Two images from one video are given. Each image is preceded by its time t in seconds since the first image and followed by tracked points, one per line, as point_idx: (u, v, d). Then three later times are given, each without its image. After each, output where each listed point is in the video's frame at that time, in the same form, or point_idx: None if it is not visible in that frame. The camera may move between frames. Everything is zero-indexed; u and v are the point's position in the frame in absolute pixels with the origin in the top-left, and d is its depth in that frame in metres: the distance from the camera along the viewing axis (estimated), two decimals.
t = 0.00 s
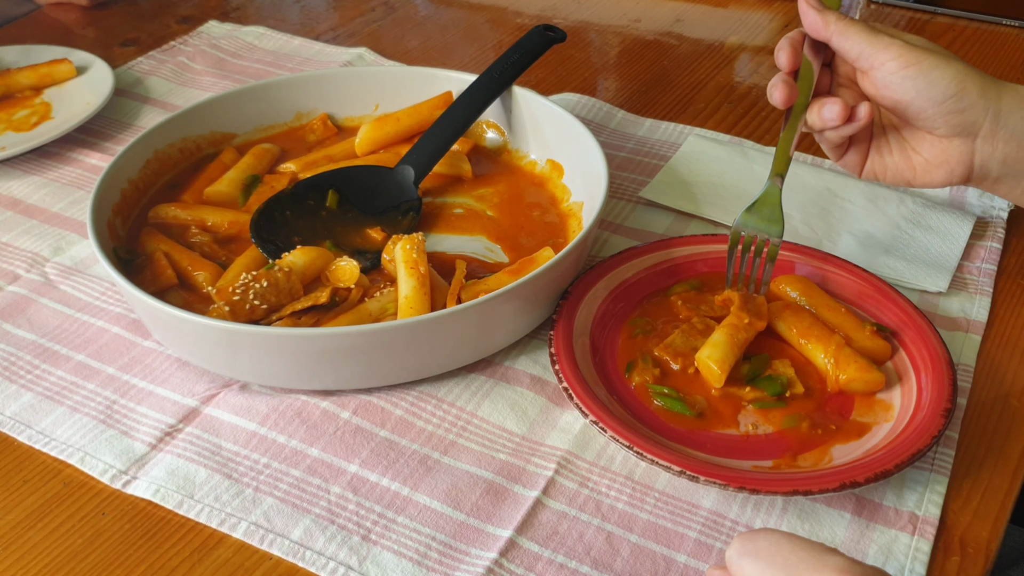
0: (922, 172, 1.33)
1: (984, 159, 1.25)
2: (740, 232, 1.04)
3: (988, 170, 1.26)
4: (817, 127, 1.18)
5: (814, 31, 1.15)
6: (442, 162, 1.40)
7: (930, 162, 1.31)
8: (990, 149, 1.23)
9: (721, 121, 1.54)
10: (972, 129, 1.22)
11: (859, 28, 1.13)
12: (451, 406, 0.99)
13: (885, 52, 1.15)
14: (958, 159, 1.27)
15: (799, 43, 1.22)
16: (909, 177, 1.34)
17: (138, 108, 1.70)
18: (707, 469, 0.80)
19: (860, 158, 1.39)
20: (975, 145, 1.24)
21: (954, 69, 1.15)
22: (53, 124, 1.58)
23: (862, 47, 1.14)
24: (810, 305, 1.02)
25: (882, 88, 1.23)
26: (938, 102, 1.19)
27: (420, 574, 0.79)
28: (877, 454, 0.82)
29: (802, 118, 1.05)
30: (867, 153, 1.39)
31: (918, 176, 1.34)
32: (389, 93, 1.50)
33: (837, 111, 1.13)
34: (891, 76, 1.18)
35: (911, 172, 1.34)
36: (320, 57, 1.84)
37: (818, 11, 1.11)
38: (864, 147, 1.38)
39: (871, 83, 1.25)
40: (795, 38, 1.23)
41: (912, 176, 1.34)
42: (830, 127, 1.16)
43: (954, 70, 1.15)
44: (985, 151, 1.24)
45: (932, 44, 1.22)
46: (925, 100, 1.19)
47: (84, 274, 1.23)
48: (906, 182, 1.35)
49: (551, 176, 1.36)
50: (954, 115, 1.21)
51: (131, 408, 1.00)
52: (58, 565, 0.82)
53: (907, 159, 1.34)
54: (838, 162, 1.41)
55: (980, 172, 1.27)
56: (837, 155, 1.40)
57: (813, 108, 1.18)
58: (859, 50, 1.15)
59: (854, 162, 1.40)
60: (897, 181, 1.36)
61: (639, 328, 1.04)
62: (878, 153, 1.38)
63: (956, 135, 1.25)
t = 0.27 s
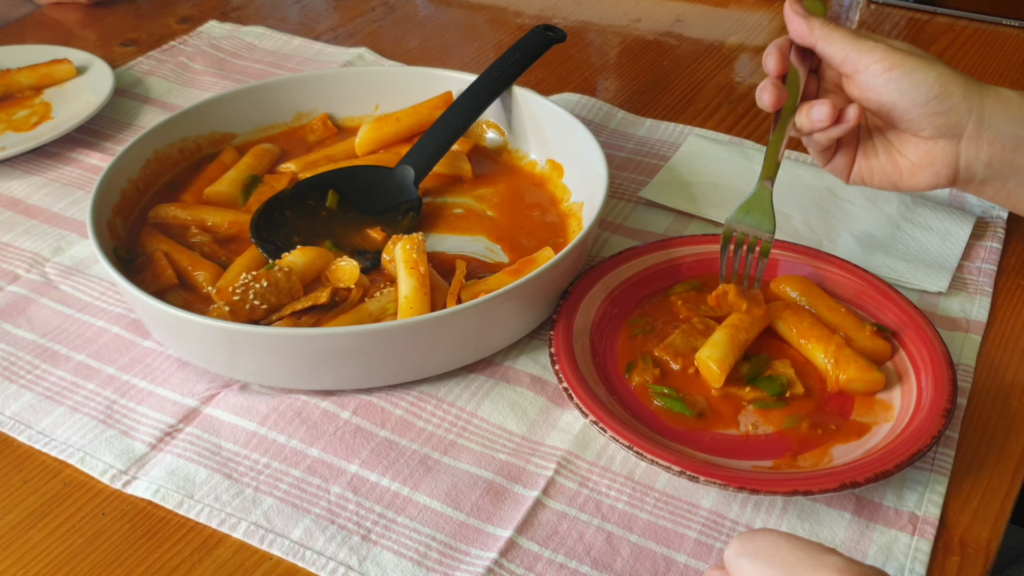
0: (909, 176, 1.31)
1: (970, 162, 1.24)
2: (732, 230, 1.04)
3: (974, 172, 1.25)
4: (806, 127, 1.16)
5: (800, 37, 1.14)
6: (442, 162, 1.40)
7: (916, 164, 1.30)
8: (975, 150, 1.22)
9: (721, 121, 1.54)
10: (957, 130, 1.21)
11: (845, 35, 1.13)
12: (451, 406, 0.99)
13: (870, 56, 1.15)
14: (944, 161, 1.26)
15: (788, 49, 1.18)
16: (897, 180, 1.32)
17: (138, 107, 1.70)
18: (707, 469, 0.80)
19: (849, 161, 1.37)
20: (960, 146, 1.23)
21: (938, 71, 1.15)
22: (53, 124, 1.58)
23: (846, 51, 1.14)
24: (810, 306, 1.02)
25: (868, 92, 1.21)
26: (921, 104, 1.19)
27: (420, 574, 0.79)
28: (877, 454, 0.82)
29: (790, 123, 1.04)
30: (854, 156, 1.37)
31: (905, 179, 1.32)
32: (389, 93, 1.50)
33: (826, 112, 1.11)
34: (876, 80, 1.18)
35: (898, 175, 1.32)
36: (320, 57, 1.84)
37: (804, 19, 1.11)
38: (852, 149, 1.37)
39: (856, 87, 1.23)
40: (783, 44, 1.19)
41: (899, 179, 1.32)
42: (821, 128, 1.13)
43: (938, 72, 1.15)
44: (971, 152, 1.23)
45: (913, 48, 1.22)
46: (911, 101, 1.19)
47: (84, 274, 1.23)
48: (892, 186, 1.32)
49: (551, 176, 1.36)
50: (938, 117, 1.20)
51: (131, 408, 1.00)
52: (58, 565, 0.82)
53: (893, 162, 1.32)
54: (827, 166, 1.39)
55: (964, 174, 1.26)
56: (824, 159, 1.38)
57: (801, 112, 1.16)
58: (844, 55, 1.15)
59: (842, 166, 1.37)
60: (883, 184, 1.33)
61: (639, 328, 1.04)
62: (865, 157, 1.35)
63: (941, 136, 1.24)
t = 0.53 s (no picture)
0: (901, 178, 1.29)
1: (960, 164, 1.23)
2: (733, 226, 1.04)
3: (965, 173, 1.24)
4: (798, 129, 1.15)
5: (789, 46, 1.16)
6: (442, 162, 1.40)
7: (908, 166, 1.28)
8: (966, 150, 1.21)
9: (721, 121, 1.54)
10: (946, 130, 1.21)
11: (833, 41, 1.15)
12: (451, 407, 0.99)
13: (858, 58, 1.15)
14: (935, 162, 1.25)
15: (778, 56, 1.16)
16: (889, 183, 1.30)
17: (138, 108, 1.70)
18: (707, 469, 0.80)
19: (841, 165, 1.34)
20: (950, 147, 1.23)
21: (926, 71, 1.16)
22: (53, 124, 1.58)
23: (834, 56, 1.15)
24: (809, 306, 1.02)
25: (857, 95, 1.22)
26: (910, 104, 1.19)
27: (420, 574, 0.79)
28: (877, 454, 0.82)
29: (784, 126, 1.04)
30: (846, 159, 1.34)
31: (897, 182, 1.30)
32: (389, 93, 1.50)
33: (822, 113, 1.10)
34: (865, 84, 1.19)
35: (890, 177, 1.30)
36: (320, 57, 1.84)
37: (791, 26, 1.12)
38: (844, 153, 1.34)
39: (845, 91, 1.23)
40: (774, 52, 1.16)
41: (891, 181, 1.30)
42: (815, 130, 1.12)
43: (925, 72, 1.16)
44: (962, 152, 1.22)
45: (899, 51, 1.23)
46: (899, 102, 1.19)
47: (84, 274, 1.23)
48: (885, 188, 1.30)
49: (551, 177, 1.36)
50: (928, 116, 1.20)
51: (131, 408, 1.00)
52: (58, 565, 0.82)
53: (884, 164, 1.30)
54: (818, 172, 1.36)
55: (956, 176, 1.25)
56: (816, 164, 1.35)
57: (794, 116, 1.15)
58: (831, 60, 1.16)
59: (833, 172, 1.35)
60: (876, 186, 1.31)
61: (639, 328, 1.04)
62: (856, 160, 1.33)
63: (931, 137, 1.23)
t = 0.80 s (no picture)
0: (899, 174, 1.29)
1: (958, 160, 1.23)
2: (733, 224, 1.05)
3: (963, 169, 1.24)
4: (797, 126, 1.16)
5: (787, 39, 1.17)
6: (442, 162, 1.40)
7: (906, 162, 1.28)
8: (963, 147, 1.21)
9: (721, 121, 1.54)
10: (945, 128, 1.21)
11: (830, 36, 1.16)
12: (451, 406, 0.99)
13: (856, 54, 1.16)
14: (933, 159, 1.25)
15: (777, 51, 1.17)
16: (886, 179, 1.30)
17: (138, 108, 1.70)
18: (708, 469, 0.80)
19: (839, 161, 1.35)
20: (948, 145, 1.23)
21: (925, 69, 1.16)
22: (53, 124, 1.58)
23: (833, 51, 1.16)
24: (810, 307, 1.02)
25: (856, 92, 1.22)
26: (908, 102, 1.19)
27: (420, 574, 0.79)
28: (877, 454, 0.82)
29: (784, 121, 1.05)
30: (844, 155, 1.35)
31: (894, 178, 1.30)
32: (389, 93, 1.50)
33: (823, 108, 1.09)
34: (863, 81, 1.19)
35: (888, 173, 1.30)
36: (320, 57, 1.84)
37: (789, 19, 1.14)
38: (842, 149, 1.35)
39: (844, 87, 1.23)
40: (772, 46, 1.16)
41: (889, 178, 1.30)
42: (815, 126, 1.12)
43: (924, 70, 1.16)
44: (960, 149, 1.22)
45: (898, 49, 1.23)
46: (897, 100, 1.19)
47: (84, 274, 1.23)
48: (882, 184, 1.31)
49: (551, 177, 1.36)
50: (926, 113, 1.20)
51: (131, 408, 1.00)
52: (58, 565, 0.82)
53: (881, 160, 1.31)
54: (817, 167, 1.36)
55: (953, 172, 1.25)
56: (814, 160, 1.36)
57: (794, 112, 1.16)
58: (830, 55, 1.17)
59: (831, 169, 1.35)
60: (873, 182, 1.31)
61: (639, 328, 1.04)
62: (854, 156, 1.34)
63: (929, 134, 1.23)
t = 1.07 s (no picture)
0: (902, 180, 1.28)
1: (960, 166, 1.22)
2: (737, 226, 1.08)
3: (965, 175, 1.23)
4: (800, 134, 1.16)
5: (785, 48, 1.16)
6: (443, 162, 1.40)
7: (907, 168, 1.27)
8: (966, 152, 1.21)
9: (721, 121, 1.54)
10: (946, 133, 1.20)
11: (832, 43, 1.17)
12: (451, 406, 0.99)
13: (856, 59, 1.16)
14: (934, 164, 1.24)
15: (776, 57, 1.15)
16: (888, 186, 1.28)
17: (138, 108, 1.70)
18: (708, 469, 0.80)
19: (841, 169, 1.32)
20: (950, 150, 1.22)
21: (926, 74, 1.16)
22: (53, 124, 1.58)
23: (833, 58, 1.17)
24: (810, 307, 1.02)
25: (857, 97, 1.22)
26: (910, 105, 1.18)
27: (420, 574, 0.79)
28: (877, 454, 0.82)
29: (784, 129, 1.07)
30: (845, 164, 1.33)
31: (896, 185, 1.28)
32: (389, 93, 1.50)
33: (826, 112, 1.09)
34: (865, 86, 1.19)
35: (890, 180, 1.28)
36: (320, 57, 1.84)
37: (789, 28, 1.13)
38: (843, 157, 1.32)
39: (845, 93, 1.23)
40: (771, 54, 1.15)
41: (891, 184, 1.28)
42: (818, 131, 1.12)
43: (924, 75, 1.16)
44: (963, 154, 1.21)
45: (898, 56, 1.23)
46: (898, 104, 1.19)
47: (84, 274, 1.23)
48: (884, 191, 1.29)
49: (551, 177, 1.36)
50: (928, 117, 1.19)
51: (131, 408, 1.00)
52: (58, 565, 0.82)
53: (883, 167, 1.29)
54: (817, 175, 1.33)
55: (956, 178, 1.24)
56: (815, 167, 1.33)
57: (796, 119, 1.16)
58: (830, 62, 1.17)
59: (833, 177, 1.32)
60: (875, 189, 1.29)
61: (639, 328, 1.04)
62: (855, 164, 1.32)
63: (931, 139, 1.23)
